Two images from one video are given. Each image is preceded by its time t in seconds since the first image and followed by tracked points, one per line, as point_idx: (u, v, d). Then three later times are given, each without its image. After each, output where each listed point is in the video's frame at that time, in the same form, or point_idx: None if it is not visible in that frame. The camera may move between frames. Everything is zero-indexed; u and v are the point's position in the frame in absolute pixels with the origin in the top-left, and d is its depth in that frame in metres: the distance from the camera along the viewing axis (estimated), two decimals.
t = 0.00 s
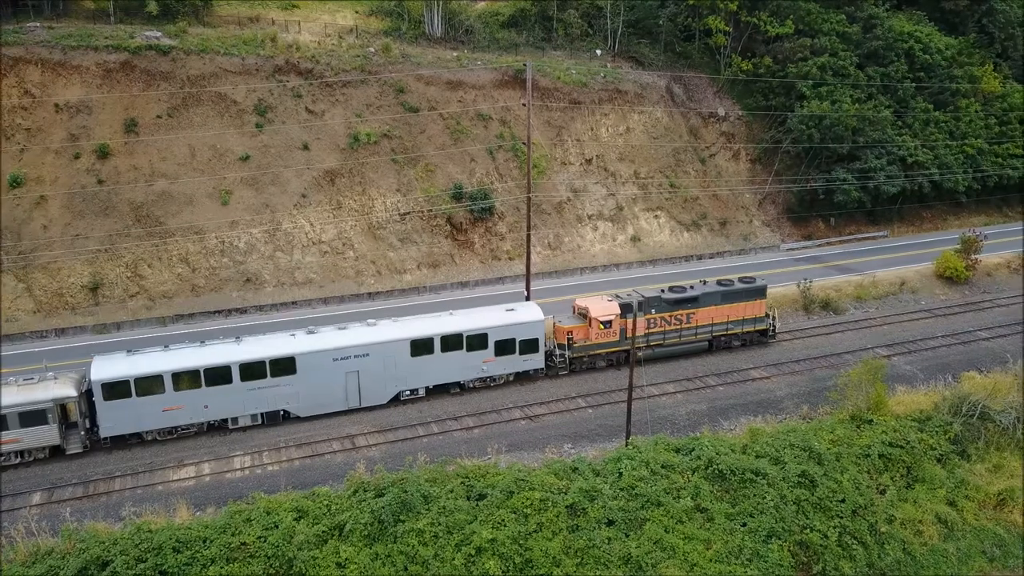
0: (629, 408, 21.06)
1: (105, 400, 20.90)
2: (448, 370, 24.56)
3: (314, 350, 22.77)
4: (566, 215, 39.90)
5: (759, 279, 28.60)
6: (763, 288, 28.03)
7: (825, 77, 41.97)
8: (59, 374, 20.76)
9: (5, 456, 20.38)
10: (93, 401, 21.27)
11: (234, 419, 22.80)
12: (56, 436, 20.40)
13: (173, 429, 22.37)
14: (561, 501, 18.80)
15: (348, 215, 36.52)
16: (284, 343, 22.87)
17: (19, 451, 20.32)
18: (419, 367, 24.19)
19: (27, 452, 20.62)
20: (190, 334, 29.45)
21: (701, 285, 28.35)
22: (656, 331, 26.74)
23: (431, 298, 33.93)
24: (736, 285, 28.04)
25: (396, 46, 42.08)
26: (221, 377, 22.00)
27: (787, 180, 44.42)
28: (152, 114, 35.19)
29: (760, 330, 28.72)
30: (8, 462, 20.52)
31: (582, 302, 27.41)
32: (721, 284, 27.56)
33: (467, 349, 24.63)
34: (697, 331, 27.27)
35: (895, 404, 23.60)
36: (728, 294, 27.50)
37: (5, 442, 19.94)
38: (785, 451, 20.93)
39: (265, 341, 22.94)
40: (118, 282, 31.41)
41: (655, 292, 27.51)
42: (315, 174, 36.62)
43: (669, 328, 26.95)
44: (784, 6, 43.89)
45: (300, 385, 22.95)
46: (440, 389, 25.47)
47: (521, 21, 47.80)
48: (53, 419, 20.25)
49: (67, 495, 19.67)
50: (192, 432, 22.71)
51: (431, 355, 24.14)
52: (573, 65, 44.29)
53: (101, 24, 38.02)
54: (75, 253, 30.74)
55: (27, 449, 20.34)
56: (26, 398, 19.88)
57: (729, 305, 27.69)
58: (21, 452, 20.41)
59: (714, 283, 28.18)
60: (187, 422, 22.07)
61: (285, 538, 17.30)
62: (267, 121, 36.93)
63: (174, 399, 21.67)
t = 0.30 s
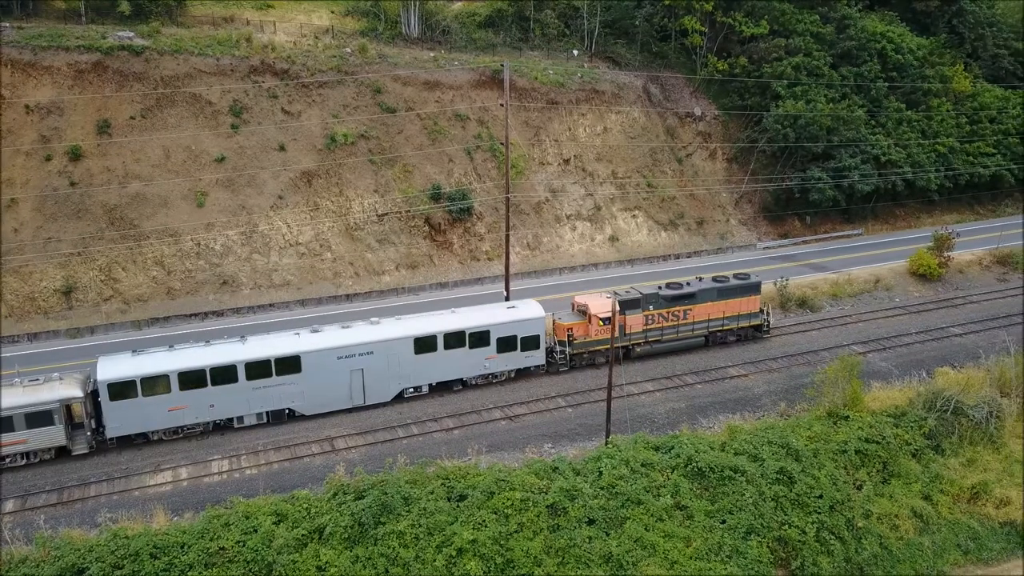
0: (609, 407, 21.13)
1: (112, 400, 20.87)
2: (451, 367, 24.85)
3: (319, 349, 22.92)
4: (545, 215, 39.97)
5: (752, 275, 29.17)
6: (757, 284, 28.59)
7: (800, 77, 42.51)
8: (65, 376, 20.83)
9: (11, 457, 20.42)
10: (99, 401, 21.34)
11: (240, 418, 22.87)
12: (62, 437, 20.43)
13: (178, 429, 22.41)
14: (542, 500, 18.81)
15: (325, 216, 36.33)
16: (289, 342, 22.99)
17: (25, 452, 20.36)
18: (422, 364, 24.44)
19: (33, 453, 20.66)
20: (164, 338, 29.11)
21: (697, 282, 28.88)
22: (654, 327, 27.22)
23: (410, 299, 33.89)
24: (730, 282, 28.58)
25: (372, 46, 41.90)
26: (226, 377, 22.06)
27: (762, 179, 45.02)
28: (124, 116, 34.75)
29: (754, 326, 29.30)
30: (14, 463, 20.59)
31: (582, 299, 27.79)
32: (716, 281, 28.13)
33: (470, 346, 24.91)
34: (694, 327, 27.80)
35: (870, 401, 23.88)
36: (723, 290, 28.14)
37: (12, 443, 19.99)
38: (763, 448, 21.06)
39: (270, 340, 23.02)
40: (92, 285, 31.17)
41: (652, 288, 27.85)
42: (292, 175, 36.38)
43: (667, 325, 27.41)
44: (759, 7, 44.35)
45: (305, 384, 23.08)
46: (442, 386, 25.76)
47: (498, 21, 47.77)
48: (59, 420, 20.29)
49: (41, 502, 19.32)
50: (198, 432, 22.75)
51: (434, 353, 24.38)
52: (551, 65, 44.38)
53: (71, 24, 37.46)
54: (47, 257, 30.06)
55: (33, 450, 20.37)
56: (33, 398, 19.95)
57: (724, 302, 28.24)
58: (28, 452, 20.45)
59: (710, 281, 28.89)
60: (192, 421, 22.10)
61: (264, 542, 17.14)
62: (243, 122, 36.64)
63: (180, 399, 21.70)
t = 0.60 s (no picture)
0: (586, 407, 21.18)
1: (118, 400, 20.81)
2: (453, 364, 25.06)
3: (323, 347, 23.00)
4: (521, 215, 40.01)
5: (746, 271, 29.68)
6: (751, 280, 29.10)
7: (772, 77, 42.92)
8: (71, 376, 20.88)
9: (17, 459, 20.37)
10: (105, 401, 21.30)
11: (245, 417, 22.91)
12: (68, 437, 20.45)
13: (184, 428, 22.40)
14: (521, 500, 18.80)
15: (300, 217, 36.10)
16: (293, 341, 23.04)
17: (32, 453, 20.31)
18: (425, 361, 24.60)
19: (40, 454, 20.61)
20: (135, 343, 28.77)
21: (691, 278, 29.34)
22: (651, 323, 27.65)
23: (386, 301, 33.80)
24: (725, 278, 29.04)
25: (346, 46, 41.67)
26: (231, 375, 22.08)
27: (736, 178, 45.43)
28: (94, 117, 34.24)
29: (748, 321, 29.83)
30: (20, 465, 20.52)
31: (580, 295, 27.68)
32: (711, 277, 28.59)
33: (472, 343, 25.10)
34: (690, 322, 28.26)
35: (844, 398, 24.17)
36: (718, 286, 28.63)
37: (19, 444, 19.93)
38: (739, 445, 21.20)
39: (274, 339, 23.07)
40: (62, 289, 30.88)
41: (648, 284, 28.23)
42: (266, 177, 36.12)
43: (663, 320, 27.87)
44: (732, 8, 44.67)
45: (309, 382, 23.15)
46: (444, 383, 25.95)
47: (473, 22, 47.66)
48: (67, 420, 20.33)
49: (12, 510, 18.96)
50: (203, 431, 22.74)
51: (437, 350, 24.56)
52: (525, 66, 44.42)
53: (38, 23, 36.80)
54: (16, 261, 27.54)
55: (40, 451, 20.31)
56: (41, 399, 19.97)
57: (719, 297, 28.69)
58: (35, 453, 20.40)
59: (705, 276, 29.37)
60: (198, 421, 22.10)
61: (241, 547, 16.98)
62: (215, 123, 36.26)
63: (185, 398, 21.69)
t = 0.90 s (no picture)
0: (568, 406, 21.23)
1: (128, 399, 20.90)
2: (458, 360, 25.35)
3: (330, 344, 23.20)
4: (502, 215, 40.02)
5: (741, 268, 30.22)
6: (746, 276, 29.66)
7: (750, 77, 43.31)
8: (79, 375, 20.94)
9: (26, 458, 20.29)
10: (114, 400, 21.39)
11: (253, 414, 23.06)
12: (77, 437, 20.54)
13: (192, 427, 22.51)
14: (504, 500, 18.79)
15: (279, 218, 35.90)
16: (300, 339, 23.26)
17: (42, 452, 20.24)
18: (430, 357, 24.88)
19: (48, 453, 20.62)
20: (111, 347, 28.47)
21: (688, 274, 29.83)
22: (650, 319, 28.15)
23: (366, 303, 33.69)
24: (721, 274, 29.56)
25: (325, 47, 41.44)
26: (240, 373, 22.22)
27: (715, 178, 45.73)
28: (68, 118, 33.81)
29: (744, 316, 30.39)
30: (30, 464, 20.54)
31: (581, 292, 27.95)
32: (708, 273, 29.10)
33: (476, 339, 25.40)
34: (688, 318, 28.75)
35: (823, 395, 24.40)
36: (715, 282, 29.10)
37: (29, 443, 19.83)
38: (720, 443, 21.33)
39: (281, 337, 23.24)
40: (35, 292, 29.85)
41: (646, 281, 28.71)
42: (244, 178, 35.88)
43: (661, 316, 28.36)
44: (710, 8, 44.90)
45: (317, 379, 23.34)
46: (446, 379, 26.20)
47: (452, 22, 47.51)
48: (77, 420, 20.41)
49: None
50: (212, 429, 22.88)
51: (442, 347, 24.85)
52: (505, 66, 44.39)
53: (9, 23, 36.25)
54: None
55: (50, 450, 20.26)
56: (51, 398, 19.94)
57: (716, 293, 29.20)
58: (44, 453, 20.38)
59: (701, 273, 29.84)
60: (207, 418, 22.24)
61: (222, 552, 16.82)
62: (193, 124, 35.95)
63: (194, 396, 21.82)
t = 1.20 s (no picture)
0: (556, 406, 21.26)
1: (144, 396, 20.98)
2: (467, 357, 25.57)
3: (343, 341, 23.40)
4: (489, 216, 40.01)
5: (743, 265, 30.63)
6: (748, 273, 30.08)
7: (735, 77, 43.57)
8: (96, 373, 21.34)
9: (45, 456, 20.56)
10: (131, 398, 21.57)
11: (267, 411, 23.19)
12: (93, 434, 20.76)
13: (207, 424, 22.64)
14: (492, 501, 18.76)
15: (265, 219, 35.74)
16: (314, 337, 23.43)
17: (58, 450, 20.52)
18: (440, 354, 25.07)
19: (65, 451, 20.85)
20: (95, 350, 28.22)
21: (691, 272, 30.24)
22: (655, 316, 28.51)
23: (353, 304, 33.62)
24: (724, 271, 29.96)
25: (310, 47, 41.30)
26: (254, 371, 22.34)
27: (701, 178, 45.91)
28: (51, 119, 33.48)
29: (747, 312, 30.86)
30: (47, 461, 20.66)
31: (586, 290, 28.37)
32: (711, 271, 29.51)
33: (485, 336, 25.64)
34: (692, 315, 29.16)
35: (809, 393, 24.49)
36: (717, 279, 29.57)
37: (47, 441, 20.15)
38: (707, 442, 21.42)
39: (294, 335, 23.40)
40: (18, 295, 29.89)
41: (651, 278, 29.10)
42: (230, 179, 35.70)
43: (666, 313, 28.74)
44: (695, 9, 45.11)
45: (329, 376, 23.51)
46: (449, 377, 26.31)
47: (438, 22, 47.42)
48: (93, 417, 20.64)
49: None
50: (226, 426, 23.00)
51: (453, 343, 25.06)
52: (490, 66, 44.38)
53: None
54: None
55: (66, 448, 20.58)
56: (68, 396, 20.31)
57: (719, 290, 29.63)
58: (60, 451, 20.61)
59: (704, 270, 30.24)
60: (222, 415, 22.34)
61: (208, 555, 16.70)
62: (177, 125, 35.73)
63: (209, 393, 21.90)
